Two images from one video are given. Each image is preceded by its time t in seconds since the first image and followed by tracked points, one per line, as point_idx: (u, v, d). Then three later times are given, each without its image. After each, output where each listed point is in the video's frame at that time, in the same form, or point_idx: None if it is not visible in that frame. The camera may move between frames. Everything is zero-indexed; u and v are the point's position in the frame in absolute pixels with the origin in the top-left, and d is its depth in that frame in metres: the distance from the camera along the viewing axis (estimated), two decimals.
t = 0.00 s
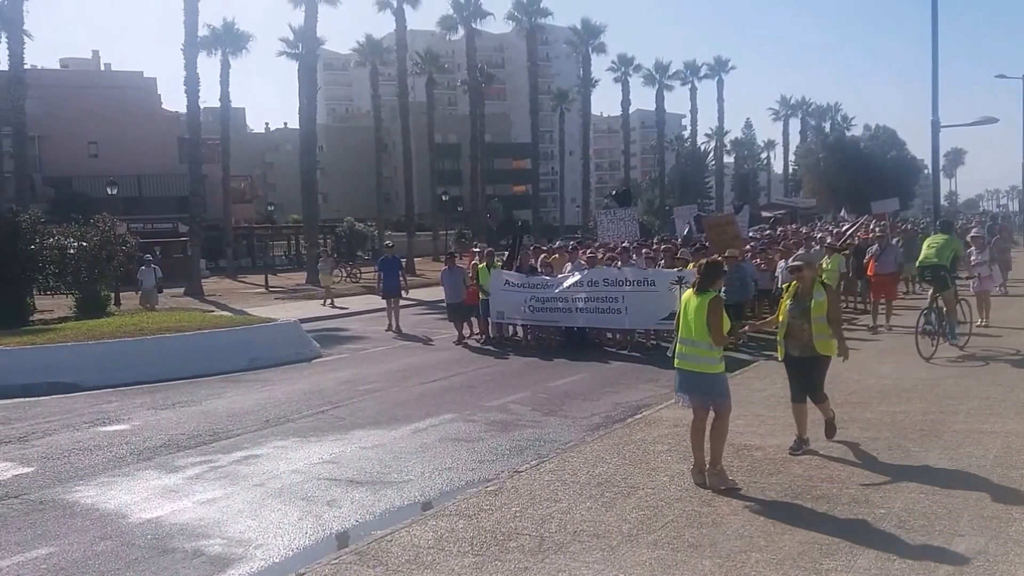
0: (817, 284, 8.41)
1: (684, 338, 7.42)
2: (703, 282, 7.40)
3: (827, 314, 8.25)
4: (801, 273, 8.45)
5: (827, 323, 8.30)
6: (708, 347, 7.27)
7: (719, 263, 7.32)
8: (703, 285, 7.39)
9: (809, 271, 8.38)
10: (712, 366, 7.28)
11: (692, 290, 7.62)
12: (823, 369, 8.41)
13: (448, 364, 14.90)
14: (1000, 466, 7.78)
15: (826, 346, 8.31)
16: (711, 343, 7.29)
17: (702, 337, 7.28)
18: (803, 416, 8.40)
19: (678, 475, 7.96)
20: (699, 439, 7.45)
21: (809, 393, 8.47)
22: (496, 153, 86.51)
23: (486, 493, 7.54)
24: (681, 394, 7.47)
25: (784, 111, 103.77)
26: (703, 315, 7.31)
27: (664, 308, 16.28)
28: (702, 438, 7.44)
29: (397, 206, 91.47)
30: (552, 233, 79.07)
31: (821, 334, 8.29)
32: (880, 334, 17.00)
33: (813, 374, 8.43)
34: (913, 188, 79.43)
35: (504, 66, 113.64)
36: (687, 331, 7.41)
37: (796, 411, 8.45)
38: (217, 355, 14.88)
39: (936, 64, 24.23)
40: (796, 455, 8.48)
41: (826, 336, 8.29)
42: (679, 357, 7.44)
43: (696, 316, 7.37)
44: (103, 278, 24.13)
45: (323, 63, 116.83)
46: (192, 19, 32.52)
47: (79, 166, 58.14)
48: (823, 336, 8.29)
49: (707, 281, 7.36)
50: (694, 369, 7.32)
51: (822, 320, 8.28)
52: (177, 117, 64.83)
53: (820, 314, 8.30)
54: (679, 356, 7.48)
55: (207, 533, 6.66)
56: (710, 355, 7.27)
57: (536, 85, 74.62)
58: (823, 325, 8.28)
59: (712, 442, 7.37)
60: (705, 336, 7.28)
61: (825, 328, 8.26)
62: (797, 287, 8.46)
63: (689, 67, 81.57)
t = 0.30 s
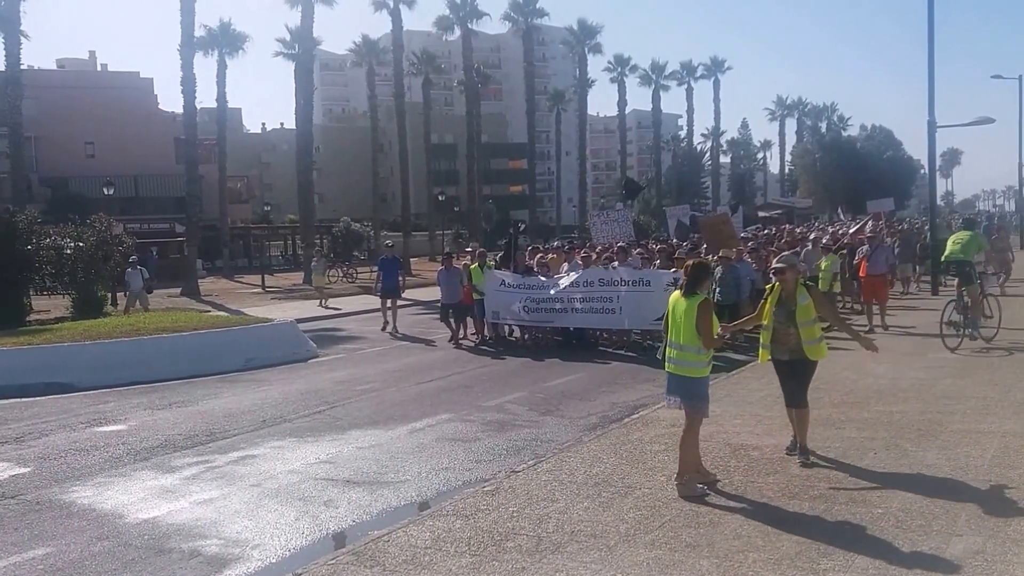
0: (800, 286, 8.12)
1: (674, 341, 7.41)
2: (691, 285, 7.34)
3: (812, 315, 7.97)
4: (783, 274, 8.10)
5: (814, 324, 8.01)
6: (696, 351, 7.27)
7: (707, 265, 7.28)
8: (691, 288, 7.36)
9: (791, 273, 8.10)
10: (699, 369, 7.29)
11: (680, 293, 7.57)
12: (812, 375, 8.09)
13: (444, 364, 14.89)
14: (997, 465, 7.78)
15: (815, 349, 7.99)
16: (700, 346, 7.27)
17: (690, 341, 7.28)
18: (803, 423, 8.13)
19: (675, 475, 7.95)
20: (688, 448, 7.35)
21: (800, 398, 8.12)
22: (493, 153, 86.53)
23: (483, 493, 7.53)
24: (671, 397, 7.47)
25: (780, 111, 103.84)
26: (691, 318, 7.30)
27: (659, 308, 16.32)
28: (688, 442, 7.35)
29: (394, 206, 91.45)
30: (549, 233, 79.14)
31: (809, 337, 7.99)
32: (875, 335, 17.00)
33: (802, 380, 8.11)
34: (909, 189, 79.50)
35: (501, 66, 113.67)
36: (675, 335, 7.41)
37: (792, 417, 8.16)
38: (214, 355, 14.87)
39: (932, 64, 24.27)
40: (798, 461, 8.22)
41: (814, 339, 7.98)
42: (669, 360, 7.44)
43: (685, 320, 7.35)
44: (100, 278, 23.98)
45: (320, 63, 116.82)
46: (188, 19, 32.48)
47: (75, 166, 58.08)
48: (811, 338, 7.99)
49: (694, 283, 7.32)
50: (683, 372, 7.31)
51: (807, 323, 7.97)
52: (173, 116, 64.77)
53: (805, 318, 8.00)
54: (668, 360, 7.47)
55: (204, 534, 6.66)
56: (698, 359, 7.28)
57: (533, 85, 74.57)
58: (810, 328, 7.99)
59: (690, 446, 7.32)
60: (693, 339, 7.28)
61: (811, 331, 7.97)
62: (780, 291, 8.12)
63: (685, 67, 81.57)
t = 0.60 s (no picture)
0: (785, 288, 8.04)
1: (656, 342, 7.36)
2: (676, 287, 7.27)
3: (795, 320, 7.89)
4: (771, 276, 7.99)
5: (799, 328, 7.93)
6: (678, 355, 7.24)
7: (694, 269, 7.20)
8: (676, 290, 7.28)
9: (778, 274, 8.00)
10: (681, 373, 7.26)
11: (666, 294, 7.49)
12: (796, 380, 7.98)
13: (438, 364, 14.87)
14: (989, 465, 7.81)
15: (798, 353, 7.89)
16: (680, 349, 7.24)
17: (672, 345, 7.25)
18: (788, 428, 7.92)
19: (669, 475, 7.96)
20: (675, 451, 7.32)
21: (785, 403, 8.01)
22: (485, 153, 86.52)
23: (477, 494, 7.53)
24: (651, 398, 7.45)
25: (772, 111, 104.02)
26: (674, 322, 7.26)
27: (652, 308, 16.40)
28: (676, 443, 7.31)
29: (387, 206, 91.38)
30: (541, 232, 79.15)
31: (793, 340, 7.89)
32: (866, 335, 17.07)
33: (786, 385, 7.98)
34: (901, 189, 79.70)
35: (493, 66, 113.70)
36: (658, 337, 7.36)
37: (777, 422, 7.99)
38: (206, 356, 14.82)
39: (924, 64, 24.34)
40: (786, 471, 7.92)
41: (798, 343, 7.88)
42: (650, 361, 7.40)
43: (668, 323, 7.30)
44: (92, 279, 23.78)
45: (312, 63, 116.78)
46: (181, 19, 32.39)
47: (67, 166, 57.92)
48: (795, 342, 7.89)
49: (681, 287, 7.25)
50: (663, 374, 7.29)
51: (790, 327, 7.88)
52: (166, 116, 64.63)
53: (788, 321, 7.93)
54: (649, 360, 7.43)
55: (197, 534, 6.64)
56: (679, 362, 7.25)
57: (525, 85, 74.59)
58: (794, 331, 7.90)
59: (677, 452, 7.27)
60: (675, 343, 7.24)
61: (795, 335, 7.87)
62: (766, 293, 8.05)
63: (677, 67, 81.65)
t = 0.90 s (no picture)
0: (763, 286, 7.88)
1: (637, 343, 7.18)
2: (657, 288, 7.14)
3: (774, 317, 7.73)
4: (750, 275, 7.87)
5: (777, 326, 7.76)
6: (658, 355, 7.05)
7: (674, 269, 7.07)
8: (656, 291, 7.15)
9: (756, 273, 7.87)
10: (661, 374, 7.07)
11: (645, 294, 7.36)
12: (775, 381, 7.82)
13: (428, 364, 14.87)
14: (976, 463, 7.85)
15: (776, 353, 7.74)
16: (661, 350, 7.06)
17: (653, 344, 7.06)
18: (752, 427, 7.94)
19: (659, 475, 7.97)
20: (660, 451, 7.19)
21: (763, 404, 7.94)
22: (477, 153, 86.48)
23: (466, 494, 7.53)
24: (630, 402, 7.26)
25: (762, 111, 104.31)
26: (655, 322, 7.10)
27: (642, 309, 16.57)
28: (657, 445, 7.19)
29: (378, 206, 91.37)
30: (533, 232, 79.15)
31: (771, 339, 7.73)
32: (853, 335, 17.12)
33: (763, 385, 7.87)
34: (890, 188, 80.02)
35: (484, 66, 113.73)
36: (639, 338, 7.18)
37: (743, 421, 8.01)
38: (195, 356, 14.78)
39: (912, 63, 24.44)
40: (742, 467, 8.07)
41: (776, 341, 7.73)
42: (629, 363, 7.21)
43: (649, 323, 7.14)
44: (80, 279, 24.00)
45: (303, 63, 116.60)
46: (171, 19, 32.28)
47: (55, 166, 57.63)
48: (774, 341, 7.74)
49: (662, 287, 7.11)
50: (643, 377, 7.10)
51: (766, 324, 7.73)
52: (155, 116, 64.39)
53: (764, 319, 7.77)
54: (629, 362, 7.24)
55: (185, 536, 6.62)
56: (660, 364, 7.06)
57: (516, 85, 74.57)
58: (771, 330, 7.74)
59: (659, 453, 7.16)
60: (656, 344, 7.06)
61: (771, 334, 7.71)
62: (744, 292, 7.92)
63: (668, 67, 81.76)
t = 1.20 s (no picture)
0: (731, 288, 7.65)
1: (604, 346, 7.04)
2: (623, 290, 7.00)
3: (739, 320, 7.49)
4: (719, 279, 7.64)
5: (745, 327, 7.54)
6: (627, 358, 6.91)
7: (640, 271, 6.93)
8: (621, 294, 7.01)
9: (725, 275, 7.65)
10: (631, 377, 6.93)
11: (611, 299, 7.22)
12: (743, 383, 7.63)
13: (415, 364, 14.85)
14: (960, 460, 7.89)
15: (743, 356, 7.54)
16: (630, 353, 6.92)
17: (621, 348, 6.92)
18: (713, 434, 7.66)
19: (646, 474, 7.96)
20: (643, 452, 7.15)
21: (732, 404, 7.81)
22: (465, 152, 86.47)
23: (453, 494, 7.52)
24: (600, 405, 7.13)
25: (750, 111, 104.61)
26: (623, 325, 6.95)
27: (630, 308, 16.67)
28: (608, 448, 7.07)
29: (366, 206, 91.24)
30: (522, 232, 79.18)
31: (737, 341, 7.52)
32: (838, 334, 17.12)
33: (729, 387, 7.69)
34: (877, 187, 80.39)
35: (472, 66, 113.70)
36: (607, 340, 7.04)
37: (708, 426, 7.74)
38: (181, 357, 14.72)
39: (898, 63, 24.55)
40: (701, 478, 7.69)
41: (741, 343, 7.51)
42: (597, 366, 7.07)
43: (617, 327, 6.99)
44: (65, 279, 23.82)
45: (291, 62, 116.33)
46: (157, 18, 32.14)
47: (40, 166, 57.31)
48: (740, 343, 7.53)
49: (628, 290, 6.98)
50: (612, 380, 6.96)
51: (730, 326, 7.52)
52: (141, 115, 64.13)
53: (730, 321, 7.55)
54: (597, 365, 7.11)
55: (169, 538, 6.59)
56: (629, 367, 6.92)
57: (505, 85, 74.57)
58: (735, 331, 7.52)
59: (607, 456, 7.05)
60: (624, 347, 6.93)
61: (736, 334, 7.50)
62: (712, 294, 7.70)
63: (656, 67, 81.88)
